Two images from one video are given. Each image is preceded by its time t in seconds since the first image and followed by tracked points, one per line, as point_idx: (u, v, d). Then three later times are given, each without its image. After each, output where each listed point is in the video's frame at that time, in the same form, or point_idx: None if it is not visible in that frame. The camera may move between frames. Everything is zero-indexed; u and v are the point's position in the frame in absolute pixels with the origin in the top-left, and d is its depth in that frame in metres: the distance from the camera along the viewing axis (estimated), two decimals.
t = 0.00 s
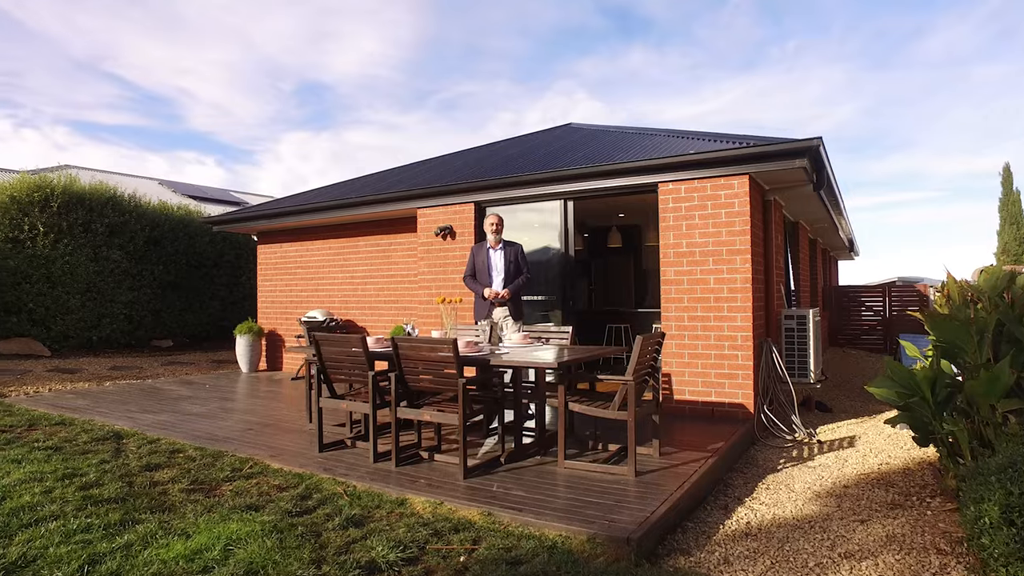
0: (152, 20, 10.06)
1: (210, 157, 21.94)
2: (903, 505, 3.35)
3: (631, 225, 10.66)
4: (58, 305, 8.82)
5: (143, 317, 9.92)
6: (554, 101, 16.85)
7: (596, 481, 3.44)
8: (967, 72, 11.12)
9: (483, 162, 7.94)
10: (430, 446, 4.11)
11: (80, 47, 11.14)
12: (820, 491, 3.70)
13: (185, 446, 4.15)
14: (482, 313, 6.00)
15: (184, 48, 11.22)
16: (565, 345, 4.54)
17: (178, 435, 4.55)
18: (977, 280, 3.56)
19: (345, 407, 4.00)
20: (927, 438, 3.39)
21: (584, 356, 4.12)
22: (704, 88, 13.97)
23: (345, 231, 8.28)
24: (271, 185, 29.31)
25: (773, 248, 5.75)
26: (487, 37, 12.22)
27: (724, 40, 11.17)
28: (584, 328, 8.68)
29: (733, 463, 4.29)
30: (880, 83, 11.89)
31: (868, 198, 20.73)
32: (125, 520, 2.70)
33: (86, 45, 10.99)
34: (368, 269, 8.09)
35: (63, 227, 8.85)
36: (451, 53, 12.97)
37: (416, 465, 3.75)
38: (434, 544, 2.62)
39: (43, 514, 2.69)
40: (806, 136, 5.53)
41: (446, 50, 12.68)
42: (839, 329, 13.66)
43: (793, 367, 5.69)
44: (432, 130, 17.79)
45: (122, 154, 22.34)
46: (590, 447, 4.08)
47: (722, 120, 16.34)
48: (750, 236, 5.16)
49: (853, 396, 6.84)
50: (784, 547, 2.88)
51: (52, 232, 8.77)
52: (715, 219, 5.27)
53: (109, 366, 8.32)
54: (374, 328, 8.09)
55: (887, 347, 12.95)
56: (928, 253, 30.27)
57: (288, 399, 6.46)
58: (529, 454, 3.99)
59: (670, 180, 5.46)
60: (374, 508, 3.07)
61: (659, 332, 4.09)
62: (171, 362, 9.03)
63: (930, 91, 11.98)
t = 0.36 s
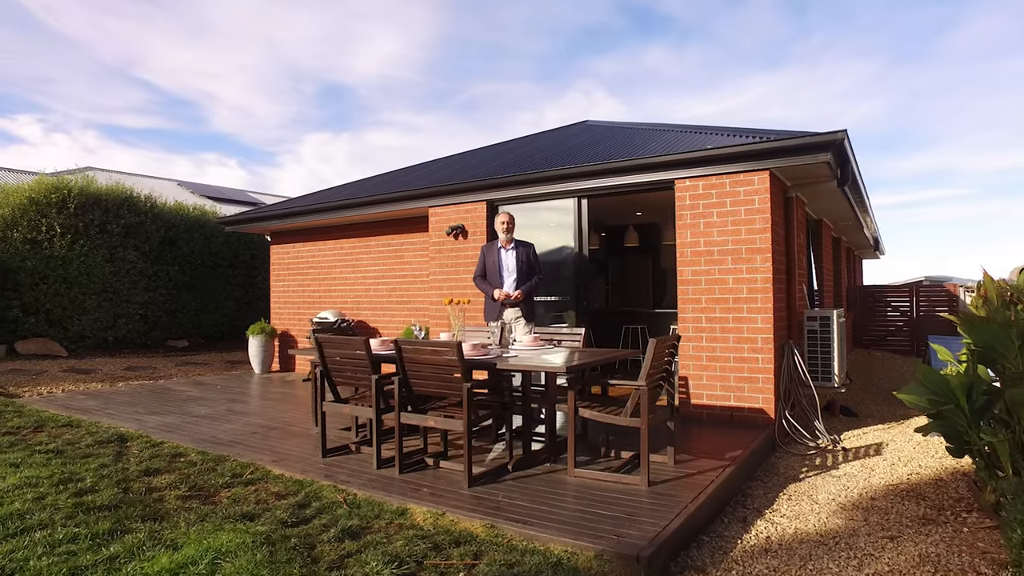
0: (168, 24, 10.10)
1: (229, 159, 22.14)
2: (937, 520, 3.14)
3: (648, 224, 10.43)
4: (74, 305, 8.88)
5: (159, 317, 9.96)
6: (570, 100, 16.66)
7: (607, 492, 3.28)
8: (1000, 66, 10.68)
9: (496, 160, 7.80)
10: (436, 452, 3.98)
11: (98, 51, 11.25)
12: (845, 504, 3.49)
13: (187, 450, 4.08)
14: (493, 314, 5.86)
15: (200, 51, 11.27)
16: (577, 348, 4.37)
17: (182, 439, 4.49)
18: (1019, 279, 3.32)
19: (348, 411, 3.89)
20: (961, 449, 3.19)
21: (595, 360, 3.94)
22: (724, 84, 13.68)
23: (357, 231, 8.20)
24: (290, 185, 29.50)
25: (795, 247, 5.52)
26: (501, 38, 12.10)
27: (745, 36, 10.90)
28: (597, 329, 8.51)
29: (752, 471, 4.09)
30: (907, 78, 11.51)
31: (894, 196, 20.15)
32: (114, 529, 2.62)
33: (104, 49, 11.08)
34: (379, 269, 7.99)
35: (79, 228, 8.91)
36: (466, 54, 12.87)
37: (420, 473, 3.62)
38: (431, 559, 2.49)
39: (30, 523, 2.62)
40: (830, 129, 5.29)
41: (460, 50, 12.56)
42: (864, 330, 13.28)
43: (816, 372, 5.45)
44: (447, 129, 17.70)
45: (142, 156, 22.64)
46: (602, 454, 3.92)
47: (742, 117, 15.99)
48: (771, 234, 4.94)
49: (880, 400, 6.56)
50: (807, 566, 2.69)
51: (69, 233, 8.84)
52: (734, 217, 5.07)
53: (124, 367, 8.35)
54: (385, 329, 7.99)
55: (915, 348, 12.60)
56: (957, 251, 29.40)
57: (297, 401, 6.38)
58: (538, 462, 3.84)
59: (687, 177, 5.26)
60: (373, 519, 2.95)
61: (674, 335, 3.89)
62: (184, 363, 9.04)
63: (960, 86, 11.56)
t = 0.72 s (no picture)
0: (175, 25, 10.07)
1: (241, 160, 22.24)
2: (966, 538, 2.92)
3: (660, 223, 10.31)
4: (82, 305, 8.87)
5: (167, 317, 9.94)
6: (581, 99, 16.46)
7: (611, 504, 3.10)
8: None
9: (503, 157, 7.64)
10: (434, 458, 3.83)
11: (107, 53, 11.26)
12: (865, 517, 3.28)
13: (180, 456, 3.97)
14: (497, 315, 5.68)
15: (208, 53, 11.25)
16: (581, 351, 4.19)
17: (177, 443, 4.39)
18: None
19: (343, 416, 3.76)
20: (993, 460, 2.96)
21: (600, 364, 3.75)
22: (738, 81, 13.41)
23: (362, 230, 8.09)
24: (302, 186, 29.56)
25: (812, 245, 5.29)
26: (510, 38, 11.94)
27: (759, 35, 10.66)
28: (605, 328, 8.37)
29: (766, 481, 3.88)
30: (928, 74, 11.17)
31: (914, 195, 19.68)
32: (89, 542, 2.50)
33: (114, 53, 11.11)
34: (385, 269, 7.87)
35: (87, 228, 8.89)
36: (475, 55, 12.74)
37: (417, 481, 3.48)
38: None
39: (3, 536, 2.51)
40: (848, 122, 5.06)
41: (469, 50, 12.43)
42: (883, 331, 12.93)
43: (834, 375, 5.22)
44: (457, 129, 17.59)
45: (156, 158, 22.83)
46: (608, 462, 3.75)
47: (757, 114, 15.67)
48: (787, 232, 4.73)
49: (902, 404, 6.31)
50: None
51: (77, 234, 8.83)
52: (748, 214, 4.86)
53: (130, 367, 8.32)
54: (391, 330, 7.87)
55: (937, 350, 12.24)
56: (979, 250, 28.70)
57: (299, 403, 6.28)
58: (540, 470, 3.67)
59: (698, 172, 5.07)
60: (363, 531, 2.81)
61: (683, 337, 3.69)
62: (191, 364, 9.00)
63: (984, 82, 11.20)
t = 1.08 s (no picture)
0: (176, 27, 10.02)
1: (249, 160, 22.26)
2: (987, 551, 2.76)
3: (667, 221, 10.04)
4: (84, 305, 8.84)
5: (170, 317, 9.89)
6: (588, 97, 16.30)
7: (611, 511, 2.97)
8: None
9: (505, 154, 7.51)
10: (430, 462, 3.71)
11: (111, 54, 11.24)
12: (880, 526, 3.12)
13: (171, 458, 3.89)
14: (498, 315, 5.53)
15: (212, 54, 11.22)
16: (582, 351, 4.06)
17: (170, 445, 4.30)
18: None
19: (336, 418, 3.65)
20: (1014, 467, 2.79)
21: (601, 365, 3.60)
22: (747, 79, 13.22)
23: (364, 228, 8.00)
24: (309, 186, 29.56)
25: (823, 242, 5.12)
26: (515, 39, 11.81)
27: (767, 34, 10.48)
28: (611, 329, 8.26)
29: (775, 487, 3.73)
30: (942, 71, 10.90)
31: (928, 193, 19.33)
32: (64, 551, 2.40)
33: (119, 55, 11.11)
34: (386, 268, 7.77)
35: (90, 227, 8.86)
36: (479, 56, 12.64)
37: (411, 486, 3.36)
38: None
39: None
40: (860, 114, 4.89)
41: (473, 49, 12.30)
42: (896, 330, 12.70)
43: (844, 377, 5.05)
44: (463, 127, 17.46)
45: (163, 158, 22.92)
46: (610, 467, 3.62)
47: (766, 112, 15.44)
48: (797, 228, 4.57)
49: (917, 406, 6.12)
50: None
51: (79, 233, 8.79)
52: (756, 210, 4.70)
53: (131, 367, 8.27)
54: (393, 330, 7.77)
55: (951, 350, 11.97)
56: (995, 250, 28.20)
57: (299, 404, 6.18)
58: (539, 475, 3.54)
59: (705, 167, 4.92)
60: (351, 539, 2.70)
61: (687, 337, 3.53)
62: (193, 364, 8.95)
63: (1000, 79, 10.94)
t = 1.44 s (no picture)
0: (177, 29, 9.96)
1: (262, 161, 22.32)
2: (1011, 567, 2.58)
3: (675, 218, 9.94)
4: (86, 304, 8.80)
5: (173, 317, 9.84)
6: (596, 96, 16.12)
7: (607, 520, 2.82)
8: None
9: (508, 151, 7.36)
10: (421, 466, 3.57)
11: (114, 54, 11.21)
12: (895, 537, 2.95)
13: (156, 461, 3.78)
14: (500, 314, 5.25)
15: (216, 56, 11.18)
16: (581, 352, 3.89)
17: (159, 447, 4.20)
18: None
19: (324, 420, 3.52)
20: None
21: (599, 366, 3.43)
22: (758, 76, 12.99)
23: (365, 227, 7.88)
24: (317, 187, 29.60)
25: (834, 238, 4.93)
26: (522, 40, 11.66)
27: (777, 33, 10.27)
28: (616, 330, 8.07)
29: (782, 495, 3.56)
30: (959, 68, 10.62)
31: (943, 192, 18.95)
32: (27, 562, 2.29)
33: (124, 57, 11.08)
34: (387, 266, 7.65)
35: (91, 226, 8.81)
36: (484, 57, 12.50)
37: (399, 492, 3.23)
38: None
39: None
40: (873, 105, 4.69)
41: (478, 49, 12.17)
42: (910, 331, 12.41)
43: (855, 378, 4.87)
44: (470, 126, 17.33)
45: (174, 158, 23.00)
46: (609, 473, 3.49)
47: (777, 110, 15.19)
48: (806, 223, 4.38)
49: (932, 408, 5.93)
50: None
51: (81, 232, 8.75)
52: (764, 205, 4.52)
53: (132, 367, 8.22)
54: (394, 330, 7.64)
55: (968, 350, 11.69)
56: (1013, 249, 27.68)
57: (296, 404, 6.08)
58: (535, 481, 3.39)
59: (711, 161, 4.75)
60: (332, 549, 2.56)
61: (690, 337, 3.36)
62: (195, 364, 8.88)
63: (1020, 76, 10.63)
